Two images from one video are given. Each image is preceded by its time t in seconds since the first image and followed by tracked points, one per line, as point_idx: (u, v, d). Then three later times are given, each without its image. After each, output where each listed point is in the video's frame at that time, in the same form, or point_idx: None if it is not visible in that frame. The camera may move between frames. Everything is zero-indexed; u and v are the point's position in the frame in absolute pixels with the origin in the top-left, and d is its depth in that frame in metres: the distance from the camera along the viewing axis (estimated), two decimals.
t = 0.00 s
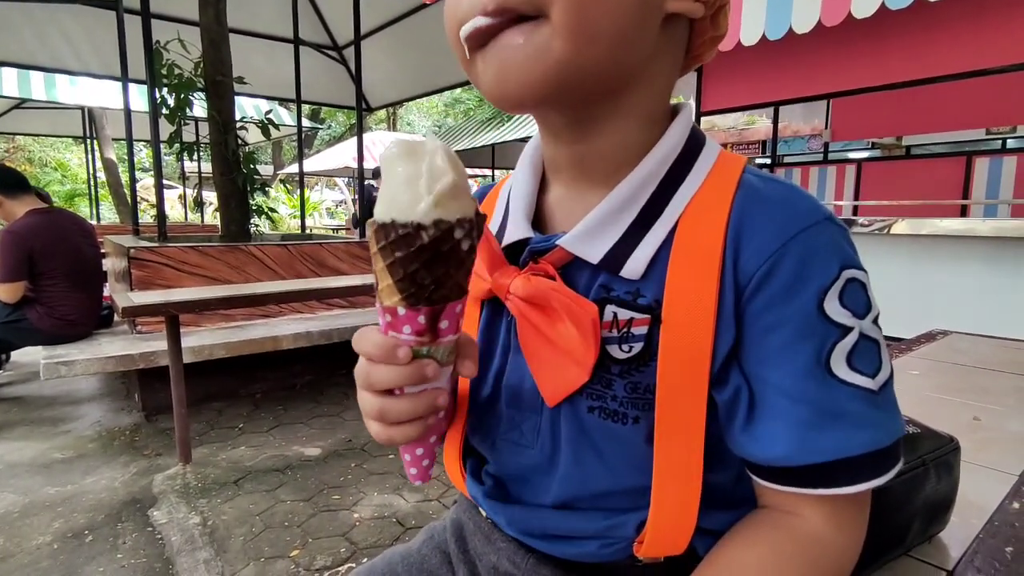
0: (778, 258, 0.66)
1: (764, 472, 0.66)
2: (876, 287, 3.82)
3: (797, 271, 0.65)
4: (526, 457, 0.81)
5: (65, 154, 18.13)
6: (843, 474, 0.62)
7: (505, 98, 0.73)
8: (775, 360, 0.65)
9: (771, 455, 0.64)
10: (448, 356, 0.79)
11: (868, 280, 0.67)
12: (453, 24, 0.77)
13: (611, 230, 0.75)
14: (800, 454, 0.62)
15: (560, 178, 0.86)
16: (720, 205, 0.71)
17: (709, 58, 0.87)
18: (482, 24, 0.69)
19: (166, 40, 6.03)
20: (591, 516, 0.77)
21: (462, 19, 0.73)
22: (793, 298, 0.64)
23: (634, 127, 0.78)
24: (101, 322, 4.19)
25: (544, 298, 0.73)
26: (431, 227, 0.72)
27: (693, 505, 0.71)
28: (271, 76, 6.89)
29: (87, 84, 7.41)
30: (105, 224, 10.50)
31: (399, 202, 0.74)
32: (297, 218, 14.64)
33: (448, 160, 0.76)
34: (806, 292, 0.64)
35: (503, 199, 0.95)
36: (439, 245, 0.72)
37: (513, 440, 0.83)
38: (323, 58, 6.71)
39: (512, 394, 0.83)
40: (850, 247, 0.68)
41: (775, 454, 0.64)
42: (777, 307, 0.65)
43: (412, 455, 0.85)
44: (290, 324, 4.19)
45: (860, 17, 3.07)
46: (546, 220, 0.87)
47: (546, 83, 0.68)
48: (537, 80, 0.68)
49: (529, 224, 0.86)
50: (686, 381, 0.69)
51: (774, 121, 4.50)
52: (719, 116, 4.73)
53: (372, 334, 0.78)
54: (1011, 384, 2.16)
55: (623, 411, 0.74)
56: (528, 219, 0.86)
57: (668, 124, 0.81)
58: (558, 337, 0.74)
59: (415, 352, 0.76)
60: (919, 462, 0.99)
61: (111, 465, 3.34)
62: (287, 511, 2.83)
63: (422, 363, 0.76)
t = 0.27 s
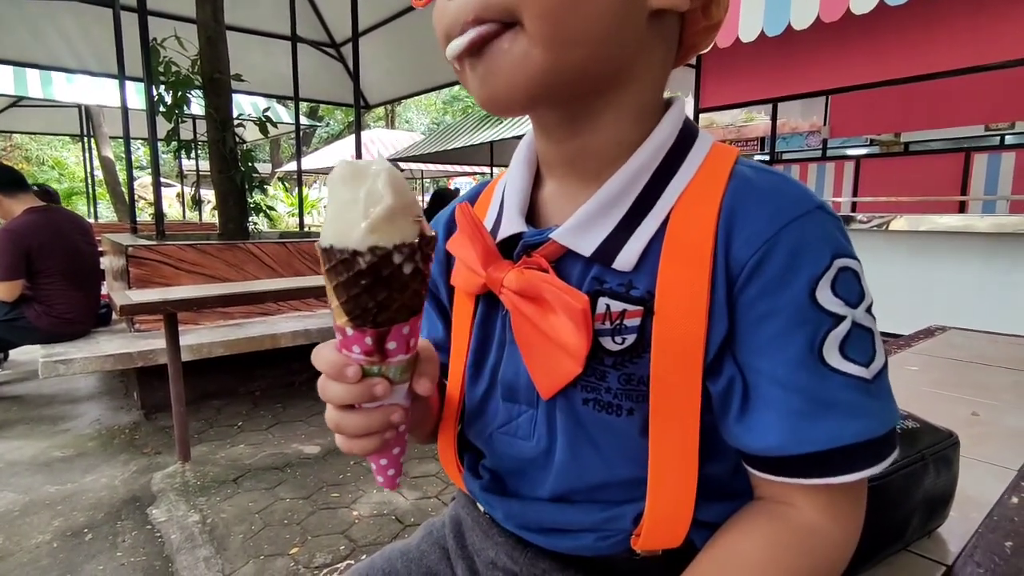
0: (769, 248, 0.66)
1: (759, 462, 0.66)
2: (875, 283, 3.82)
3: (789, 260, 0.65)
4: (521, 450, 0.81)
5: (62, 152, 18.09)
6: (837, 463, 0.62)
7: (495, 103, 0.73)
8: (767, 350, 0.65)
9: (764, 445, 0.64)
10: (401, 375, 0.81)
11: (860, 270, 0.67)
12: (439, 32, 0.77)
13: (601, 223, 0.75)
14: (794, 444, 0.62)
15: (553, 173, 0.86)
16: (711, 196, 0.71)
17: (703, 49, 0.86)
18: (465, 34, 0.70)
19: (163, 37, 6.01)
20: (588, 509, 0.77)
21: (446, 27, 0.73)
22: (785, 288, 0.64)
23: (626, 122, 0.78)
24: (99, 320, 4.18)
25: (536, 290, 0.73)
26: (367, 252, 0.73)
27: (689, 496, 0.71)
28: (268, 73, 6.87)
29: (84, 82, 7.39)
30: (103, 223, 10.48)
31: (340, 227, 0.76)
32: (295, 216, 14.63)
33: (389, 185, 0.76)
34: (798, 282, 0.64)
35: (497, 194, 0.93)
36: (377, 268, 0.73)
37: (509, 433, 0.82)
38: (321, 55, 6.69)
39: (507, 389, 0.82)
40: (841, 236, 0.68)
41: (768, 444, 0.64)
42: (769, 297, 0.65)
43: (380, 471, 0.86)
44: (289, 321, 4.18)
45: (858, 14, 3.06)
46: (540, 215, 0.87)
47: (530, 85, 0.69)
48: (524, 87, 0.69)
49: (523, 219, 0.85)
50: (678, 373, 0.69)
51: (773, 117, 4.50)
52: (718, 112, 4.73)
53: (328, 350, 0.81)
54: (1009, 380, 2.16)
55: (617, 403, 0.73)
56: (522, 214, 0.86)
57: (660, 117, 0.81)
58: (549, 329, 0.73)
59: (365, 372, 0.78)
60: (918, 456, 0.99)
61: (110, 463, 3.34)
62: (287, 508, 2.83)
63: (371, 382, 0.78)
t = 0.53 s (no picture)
0: (767, 244, 0.66)
1: (757, 458, 0.66)
2: (874, 281, 3.82)
3: (787, 256, 0.65)
4: (521, 445, 0.81)
5: (60, 150, 18.06)
6: (835, 458, 0.62)
7: (495, 104, 0.73)
8: (765, 345, 0.65)
9: (762, 440, 0.64)
10: (375, 385, 0.80)
11: (858, 265, 0.67)
12: (438, 34, 0.77)
13: (601, 220, 0.75)
14: (791, 439, 0.62)
15: (553, 170, 0.86)
16: (709, 192, 0.71)
17: (701, 44, 0.85)
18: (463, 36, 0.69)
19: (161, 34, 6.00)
20: (586, 502, 0.77)
21: (445, 29, 0.73)
22: (782, 283, 0.64)
23: (625, 120, 0.77)
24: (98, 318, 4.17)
25: (536, 286, 0.73)
26: (306, 274, 0.74)
27: (689, 490, 0.70)
28: (267, 71, 6.86)
29: (82, 80, 7.37)
30: (102, 221, 10.46)
31: (281, 252, 0.76)
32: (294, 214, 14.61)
33: (323, 202, 0.76)
34: (796, 277, 0.64)
35: (498, 190, 0.93)
36: (320, 288, 0.74)
37: (509, 427, 0.82)
38: (319, 53, 6.68)
39: (508, 384, 0.82)
40: (840, 232, 0.67)
41: (766, 440, 0.64)
42: (767, 293, 0.65)
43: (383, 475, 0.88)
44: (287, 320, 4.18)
45: (858, 10, 3.05)
46: (540, 212, 0.87)
47: (529, 84, 0.68)
48: (524, 88, 0.69)
49: (523, 215, 0.85)
50: (677, 368, 0.69)
51: (772, 114, 4.50)
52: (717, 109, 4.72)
53: (305, 367, 0.82)
54: (1008, 377, 2.16)
55: (616, 398, 0.73)
56: (523, 210, 0.85)
57: (659, 113, 0.80)
58: (549, 324, 0.73)
59: (337, 386, 0.79)
60: (917, 453, 0.99)
61: (109, 461, 3.33)
62: (286, 506, 2.83)
63: (344, 396, 0.78)
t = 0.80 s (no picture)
0: (771, 240, 0.66)
1: (759, 452, 0.66)
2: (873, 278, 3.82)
3: (790, 253, 0.65)
4: (523, 439, 0.81)
5: (59, 149, 18.02)
6: (837, 453, 0.62)
7: (507, 104, 0.73)
8: (768, 341, 0.65)
9: (765, 435, 0.64)
10: (382, 362, 0.80)
11: (861, 263, 0.67)
12: (448, 34, 0.77)
13: (606, 215, 0.75)
14: (793, 433, 0.63)
15: (558, 167, 0.86)
16: (713, 189, 0.71)
17: (708, 41, 0.85)
18: (476, 37, 0.69)
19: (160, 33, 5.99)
20: (589, 495, 0.77)
21: (457, 29, 0.73)
22: (786, 279, 0.65)
23: (632, 117, 0.78)
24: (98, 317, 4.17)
25: (542, 280, 0.73)
26: (312, 242, 0.75)
27: (692, 483, 0.71)
28: (265, 69, 6.85)
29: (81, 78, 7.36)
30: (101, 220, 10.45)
31: (286, 227, 0.78)
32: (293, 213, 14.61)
33: (326, 175, 0.78)
34: (799, 274, 0.64)
35: (503, 185, 0.93)
36: (327, 253, 0.75)
37: (512, 421, 0.83)
38: (318, 51, 6.67)
39: (511, 378, 0.82)
40: (843, 230, 0.68)
41: (768, 434, 0.64)
42: (770, 289, 0.65)
43: (392, 470, 0.86)
44: (287, 318, 4.17)
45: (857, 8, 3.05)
46: (545, 209, 0.87)
47: (540, 85, 0.69)
48: (537, 89, 0.69)
49: (528, 211, 0.85)
50: (680, 363, 0.69)
51: (771, 112, 4.50)
52: (717, 107, 4.72)
53: (313, 352, 0.82)
54: (1007, 374, 2.16)
55: (619, 391, 0.73)
56: (528, 207, 0.86)
57: (664, 111, 0.80)
58: (553, 319, 0.73)
59: (346, 364, 0.79)
60: (917, 449, 0.99)
61: (109, 460, 3.33)
62: (286, 504, 2.84)
63: (353, 373, 0.79)
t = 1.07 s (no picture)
0: (773, 241, 0.65)
1: (762, 456, 0.65)
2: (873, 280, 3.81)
3: (793, 254, 0.65)
4: (524, 442, 0.81)
5: (59, 154, 18.04)
6: (840, 456, 0.62)
7: (513, 99, 0.73)
8: (771, 343, 0.65)
9: (767, 437, 0.64)
10: (394, 356, 0.81)
11: (863, 264, 0.67)
12: (456, 22, 0.76)
13: (609, 216, 0.75)
14: (796, 436, 0.62)
15: (560, 167, 0.85)
16: (715, 191, 0.71)
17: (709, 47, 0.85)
18: (486, 28, 0.69)
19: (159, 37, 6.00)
20: (591, 498, 0.77)
21: (465, 19, 0.73)
22: (788, 281, 0.64)
23: (637, 119, 0.78)
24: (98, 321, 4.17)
25: (543, 282, 0.72)
26: (335, 231, 0.76)
27: (694, 485, 0.70)
28: (265, 73, 6.86)
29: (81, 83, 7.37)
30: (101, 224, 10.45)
31: (306, 217, 0.79)
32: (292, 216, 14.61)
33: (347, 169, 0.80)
34: (801, 275, 0.64)
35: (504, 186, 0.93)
36: (349, 244, 0.77)
37: (512, 423, 0.82)
38: (318, 55, 6.68)
39: (511, 380, 0.82)
40: (845, 231, 0.67)
41: (770, 437, 0.64)
42: (773, 289, 0.65)
43: (396, 472, 0.85)
44: (287, 321, 4.17)
45: (855, 9, 3.04)
46: (545, 210, 0.86)
47: (550, 83, 0.68)
48: (546, 86, 0.69)
49: (530, 212, 0.85)
50: (682, 364, 0.68)
51: (770, 113, 4.50)
52: (716, 109, 4.73)
53: (320, 348, 0.82)
54: (1008, 375, 2.16)
55: (620, 394, 0.73)
56: (529, 208, 0.85)
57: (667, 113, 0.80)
58: (555, 321, 0.72)
59: (358, 358, 0.79)
60: (918, 450, 0.99)
61: (109, 464, 3.33)
62: (286, 508, 2.83)
63: (365, 367, 0.78)
